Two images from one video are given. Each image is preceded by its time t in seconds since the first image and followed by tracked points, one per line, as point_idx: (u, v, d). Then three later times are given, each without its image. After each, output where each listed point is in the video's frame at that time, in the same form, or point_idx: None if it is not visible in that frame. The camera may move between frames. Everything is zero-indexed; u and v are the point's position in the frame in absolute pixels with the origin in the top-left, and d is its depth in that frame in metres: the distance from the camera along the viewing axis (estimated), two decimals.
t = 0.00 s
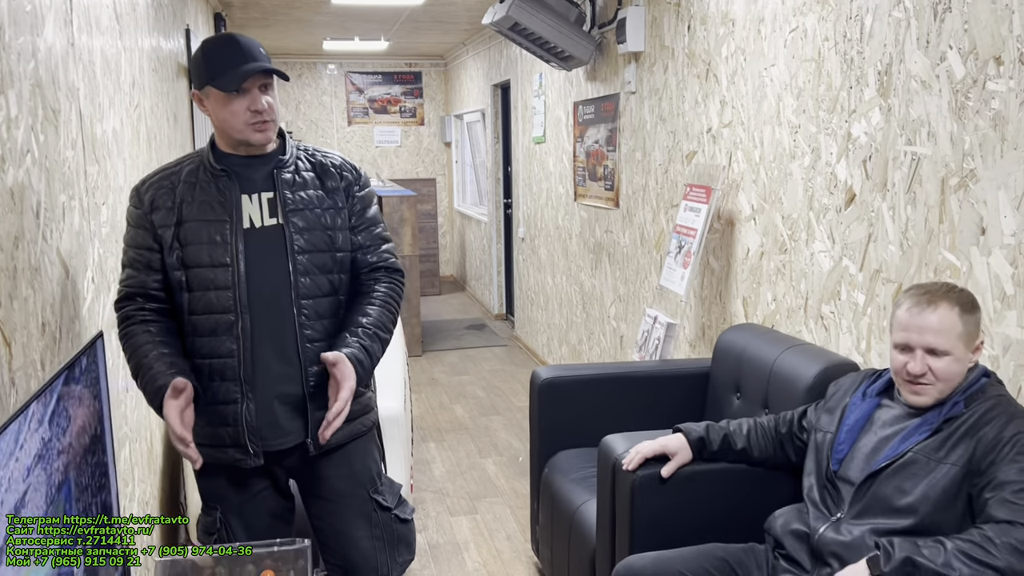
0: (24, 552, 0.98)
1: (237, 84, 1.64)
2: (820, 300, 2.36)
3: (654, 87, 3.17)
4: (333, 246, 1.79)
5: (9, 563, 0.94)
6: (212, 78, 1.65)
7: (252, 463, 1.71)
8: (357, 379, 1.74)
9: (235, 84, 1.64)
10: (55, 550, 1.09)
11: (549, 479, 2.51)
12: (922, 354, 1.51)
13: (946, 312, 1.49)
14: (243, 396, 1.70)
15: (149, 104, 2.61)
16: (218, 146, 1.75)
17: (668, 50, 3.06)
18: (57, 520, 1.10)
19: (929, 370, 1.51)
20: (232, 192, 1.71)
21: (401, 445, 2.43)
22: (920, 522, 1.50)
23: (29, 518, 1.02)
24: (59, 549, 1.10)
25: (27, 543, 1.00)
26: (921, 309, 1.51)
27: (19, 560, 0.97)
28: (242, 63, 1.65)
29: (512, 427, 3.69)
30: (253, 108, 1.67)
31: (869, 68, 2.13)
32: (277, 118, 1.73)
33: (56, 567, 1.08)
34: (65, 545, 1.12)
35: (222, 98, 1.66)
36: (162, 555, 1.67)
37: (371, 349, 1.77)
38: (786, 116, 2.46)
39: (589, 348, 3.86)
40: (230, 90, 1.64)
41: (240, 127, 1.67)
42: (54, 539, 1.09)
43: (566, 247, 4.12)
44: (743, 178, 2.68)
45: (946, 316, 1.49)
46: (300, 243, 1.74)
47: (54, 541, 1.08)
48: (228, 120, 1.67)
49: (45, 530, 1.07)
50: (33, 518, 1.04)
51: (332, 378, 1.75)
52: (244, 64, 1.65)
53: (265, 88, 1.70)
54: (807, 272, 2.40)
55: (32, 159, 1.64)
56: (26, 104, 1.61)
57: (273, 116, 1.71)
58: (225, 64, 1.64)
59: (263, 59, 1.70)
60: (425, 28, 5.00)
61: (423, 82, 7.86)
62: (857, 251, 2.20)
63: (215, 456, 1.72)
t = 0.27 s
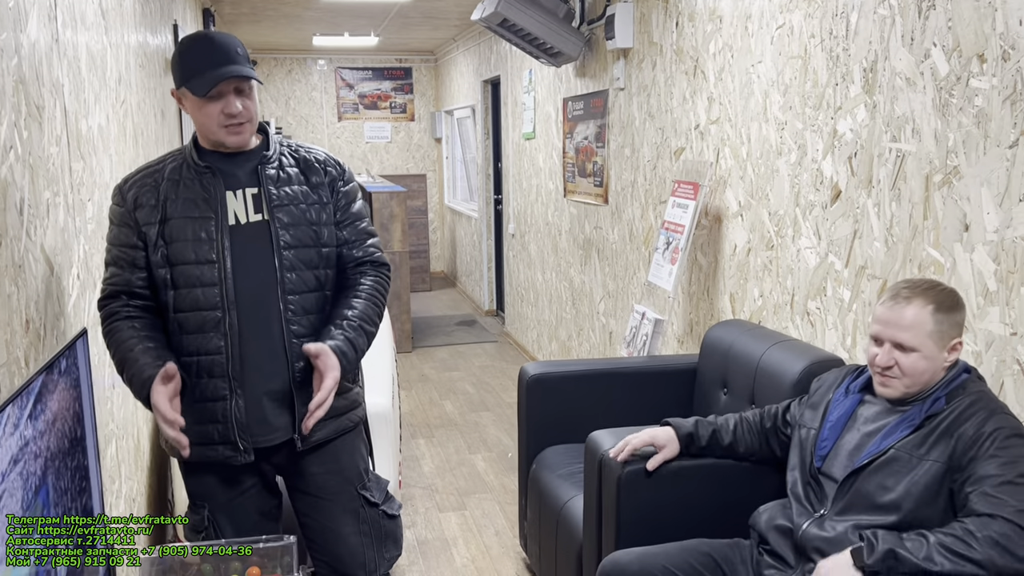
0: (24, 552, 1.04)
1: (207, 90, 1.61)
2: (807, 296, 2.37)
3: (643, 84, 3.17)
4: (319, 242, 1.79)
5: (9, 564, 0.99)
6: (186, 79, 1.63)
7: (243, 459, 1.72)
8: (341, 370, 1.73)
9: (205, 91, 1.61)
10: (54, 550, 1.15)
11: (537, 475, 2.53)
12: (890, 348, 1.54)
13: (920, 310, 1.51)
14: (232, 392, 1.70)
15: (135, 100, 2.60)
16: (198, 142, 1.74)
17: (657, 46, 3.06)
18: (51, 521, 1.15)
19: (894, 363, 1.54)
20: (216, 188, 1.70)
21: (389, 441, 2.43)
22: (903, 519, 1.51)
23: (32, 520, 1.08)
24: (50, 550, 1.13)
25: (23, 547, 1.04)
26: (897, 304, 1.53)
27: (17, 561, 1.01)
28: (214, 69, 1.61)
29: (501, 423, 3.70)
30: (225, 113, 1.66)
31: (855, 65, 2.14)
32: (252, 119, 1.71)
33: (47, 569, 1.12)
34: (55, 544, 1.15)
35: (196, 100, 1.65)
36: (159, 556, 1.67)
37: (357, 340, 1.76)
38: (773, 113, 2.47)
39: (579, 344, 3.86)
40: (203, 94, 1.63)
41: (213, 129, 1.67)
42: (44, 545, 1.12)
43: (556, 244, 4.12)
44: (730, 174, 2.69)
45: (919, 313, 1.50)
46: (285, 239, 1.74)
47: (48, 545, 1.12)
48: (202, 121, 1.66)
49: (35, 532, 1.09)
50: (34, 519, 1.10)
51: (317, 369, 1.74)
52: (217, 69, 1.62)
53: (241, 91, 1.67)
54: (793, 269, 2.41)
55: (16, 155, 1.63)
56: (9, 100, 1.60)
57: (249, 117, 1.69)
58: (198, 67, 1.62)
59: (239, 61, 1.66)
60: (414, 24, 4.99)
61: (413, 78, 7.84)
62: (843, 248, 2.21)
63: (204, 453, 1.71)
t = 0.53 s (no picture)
0: (24, 552, 1.05)
1: (187, 96, 1.60)
2: (800, 295, 2.37)
3: (637, 83, 3.18)
4: (312, 242, 1.78)
5: (10, 563, 1.01)
6: (170, 81, 1.62)
7: (234, 460, 1.72)
8: (338, 368, 1.73)
9: (184, 97, 1.59)
10: (53, 550, 1.16)
11: (531, 473, 2.54)
12: (889, 363, 1.54)
13: (919, 324, 1.51)
14: (223, 393, 1.70)
15: (129, 100, 2.60)
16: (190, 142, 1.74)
17: (652, 46, 3.07)
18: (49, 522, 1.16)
19: (895, 378, 1.54)
20: (208, 189, 1.69)
21: (384, 440, 2.44)
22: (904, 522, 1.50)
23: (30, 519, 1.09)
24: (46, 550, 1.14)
25: (21, 549, 1.04)
26: (896, 318, 1.53)
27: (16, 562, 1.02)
28: (195, 74, 1.59)
29: (496, 422, 3.71)
30: (207, 118, 1.65)
31: (848, 64, 2.15)
32: (237, 122, 1.69)
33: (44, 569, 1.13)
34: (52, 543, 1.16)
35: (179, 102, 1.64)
36: (159, 556, 1.68)
37: (355, 339, 1.77)
38: (767, 113, 2.48)
39: (574, 343, 3.87)
40: (185, 100, 1.62)
41: (197, 132, 1.67)
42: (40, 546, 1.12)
43: (551, 242, 4.13)
44: (724, 174, 2.70)
45: (920, 328, 1.51)
46: (278, 240, 1.73)
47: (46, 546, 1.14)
48: (186, 123, 1.66)
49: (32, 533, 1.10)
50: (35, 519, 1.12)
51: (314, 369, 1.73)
52: (201, 74, 1.60)
53: (225, 95, 1.65)
54: (787, 268, 2.42)
55: (9, 155, 1.63)
56: (3, 100, 1.60)
57: (232, 122, 1.68)
58: (180, 70, 1.60)
59: (223, 64, 1.63)
60: (410, 22, 4.98)
61: (409, 76, 7.84)
62: (836, 247, 2.22)
63: (196, 453, 1.72)
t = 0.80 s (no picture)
0: (23, 552, 1.06)
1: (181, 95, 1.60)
2: (799, 293, 2.37)
3: (636, 81, 3.18)
4: (308, 240, 1.77)
5: (10, 562, 1.01)
6: (165, 78, 1.62)
7: (225, 459, 1.71)
8: (343, 362, 1.71)
9: (179, 95, 1.59)
10: (53, 549, 1.17)
11: (530, 471, 2.54)
12: (920, 373, 1.40)
13: (958, 334, 1.38)
14: (215, 392, 1.68)
15: (128, 97, 2.60)
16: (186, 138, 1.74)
17: (651, 43, 3.06)
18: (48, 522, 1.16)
19: (927, 391, 1.40)
20: (204, 187, 1.69)
21: (383, 438, 2.44)
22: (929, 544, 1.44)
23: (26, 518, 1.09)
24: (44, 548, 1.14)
25: (20, 549, 1.05)
26: (924, 326, 1.38)
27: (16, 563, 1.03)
28: (190, 74, 1.59)
29: (495, 419, 3.71)
30: (201, 117, 1.64)
31: (847, 62, 2.15)
32: (232, 121, 1.69)
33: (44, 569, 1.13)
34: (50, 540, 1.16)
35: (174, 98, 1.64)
36: (158, 555, 1.68)
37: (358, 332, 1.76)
38: (766, 111, 2.47)
39: (573, 341, 3.87)
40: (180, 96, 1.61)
41: (192, 130, 1.67)
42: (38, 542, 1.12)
43: (550, 240, 4.13)
44: (723, 171, 2.70)
45: (959, 340, 1.38)
46: (273, 239, 1.72)
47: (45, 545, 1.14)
48: (181, 120, 1.66)
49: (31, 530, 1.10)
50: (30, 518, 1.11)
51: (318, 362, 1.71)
52: (197, 72, 1.59)
53: (220, 94, 1.64)
54: (786, 266, 2.42)
55: (7, 153, 1.63)
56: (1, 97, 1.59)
57: (229, 120, 1.68)
58: (175, 68, 1.60)
59: (219, 64, 1.62)
60: (409, 20, 4.98)
61: (408, 74, 7.83)
62: (835, 245, 2.22)
63: (189, 451, 1.71)
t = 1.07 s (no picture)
0: (23, 552, 1.06)
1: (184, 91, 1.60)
2: (801, 291, 2.37)
3: (638, 79, 3.17)
4: (308, 239, 1.77)
5: (10, 562, 1.01)
6: (168, 75, 1.62)
7: (223, 457, 1.71)
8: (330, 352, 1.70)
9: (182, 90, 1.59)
10: (52, 549, 1.16)
11: (531, 469, 2.54)
12: (958, 395, 1.35)
13: (997, 355, 1.33)
14: (214, 390, 1.68)
15: (130, 95, 2.59)
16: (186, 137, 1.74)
17: (653, 41, 3.06)
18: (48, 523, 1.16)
19: (960, 412, 1.36)
20: (205, 184, 1.69)
21: (384, 436, 2.44)
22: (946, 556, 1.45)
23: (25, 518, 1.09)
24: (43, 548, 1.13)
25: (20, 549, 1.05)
26: (976, 351, 1.32)
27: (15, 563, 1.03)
28: (193, 69, 1.59)
29: (496, 418, 3.71)
30: (205, 114, 1.64)
31: (849, 60, 2.14)
32: (235, 118, 1.69)
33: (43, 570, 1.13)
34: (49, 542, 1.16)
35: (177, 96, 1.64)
36: (158, 555, 1.68)
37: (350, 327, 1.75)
38: (768, 109, 2.47)
39: (574, 339, 3.87)
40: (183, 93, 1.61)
41: (196, 127, 1.67)
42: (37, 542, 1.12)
43: (551, 239, 4.13)
44: (725, 169, 2.69)
45: (997, 361, 1.33)
46: (273, 237, 1.72)
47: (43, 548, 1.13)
48: (184, 117, 1.66)
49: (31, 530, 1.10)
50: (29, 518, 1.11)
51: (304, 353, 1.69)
52: (201, 69, 1.60)
53: (223, 90, 1.64)
54: (787, 264, 2.42)
55: (9, 150, 1.63)
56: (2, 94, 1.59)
57: (231, 118, 1.68)
58: (178, 65, 1.60)
59: (223, 59, 1.62)
60: (411, 18, 4.97)
61: (410, 72, 7.83)
62: (837, 244, 2.22)
63: (188, 449, 1.71)
